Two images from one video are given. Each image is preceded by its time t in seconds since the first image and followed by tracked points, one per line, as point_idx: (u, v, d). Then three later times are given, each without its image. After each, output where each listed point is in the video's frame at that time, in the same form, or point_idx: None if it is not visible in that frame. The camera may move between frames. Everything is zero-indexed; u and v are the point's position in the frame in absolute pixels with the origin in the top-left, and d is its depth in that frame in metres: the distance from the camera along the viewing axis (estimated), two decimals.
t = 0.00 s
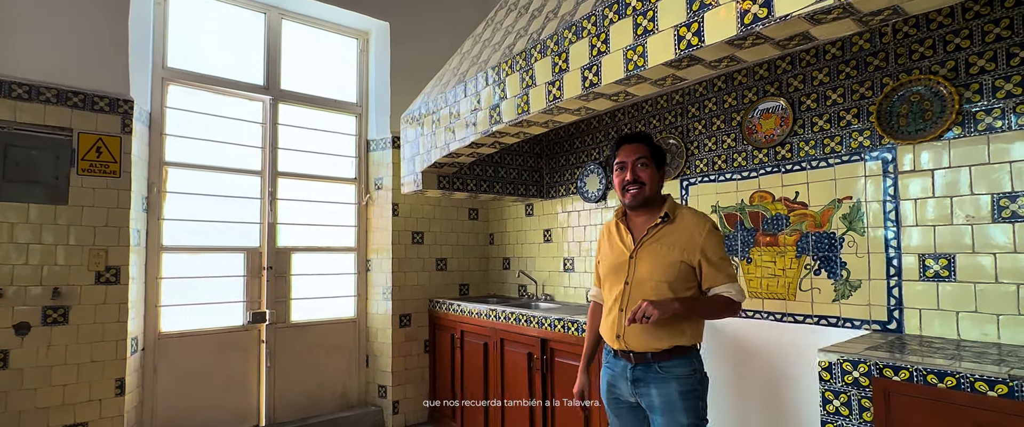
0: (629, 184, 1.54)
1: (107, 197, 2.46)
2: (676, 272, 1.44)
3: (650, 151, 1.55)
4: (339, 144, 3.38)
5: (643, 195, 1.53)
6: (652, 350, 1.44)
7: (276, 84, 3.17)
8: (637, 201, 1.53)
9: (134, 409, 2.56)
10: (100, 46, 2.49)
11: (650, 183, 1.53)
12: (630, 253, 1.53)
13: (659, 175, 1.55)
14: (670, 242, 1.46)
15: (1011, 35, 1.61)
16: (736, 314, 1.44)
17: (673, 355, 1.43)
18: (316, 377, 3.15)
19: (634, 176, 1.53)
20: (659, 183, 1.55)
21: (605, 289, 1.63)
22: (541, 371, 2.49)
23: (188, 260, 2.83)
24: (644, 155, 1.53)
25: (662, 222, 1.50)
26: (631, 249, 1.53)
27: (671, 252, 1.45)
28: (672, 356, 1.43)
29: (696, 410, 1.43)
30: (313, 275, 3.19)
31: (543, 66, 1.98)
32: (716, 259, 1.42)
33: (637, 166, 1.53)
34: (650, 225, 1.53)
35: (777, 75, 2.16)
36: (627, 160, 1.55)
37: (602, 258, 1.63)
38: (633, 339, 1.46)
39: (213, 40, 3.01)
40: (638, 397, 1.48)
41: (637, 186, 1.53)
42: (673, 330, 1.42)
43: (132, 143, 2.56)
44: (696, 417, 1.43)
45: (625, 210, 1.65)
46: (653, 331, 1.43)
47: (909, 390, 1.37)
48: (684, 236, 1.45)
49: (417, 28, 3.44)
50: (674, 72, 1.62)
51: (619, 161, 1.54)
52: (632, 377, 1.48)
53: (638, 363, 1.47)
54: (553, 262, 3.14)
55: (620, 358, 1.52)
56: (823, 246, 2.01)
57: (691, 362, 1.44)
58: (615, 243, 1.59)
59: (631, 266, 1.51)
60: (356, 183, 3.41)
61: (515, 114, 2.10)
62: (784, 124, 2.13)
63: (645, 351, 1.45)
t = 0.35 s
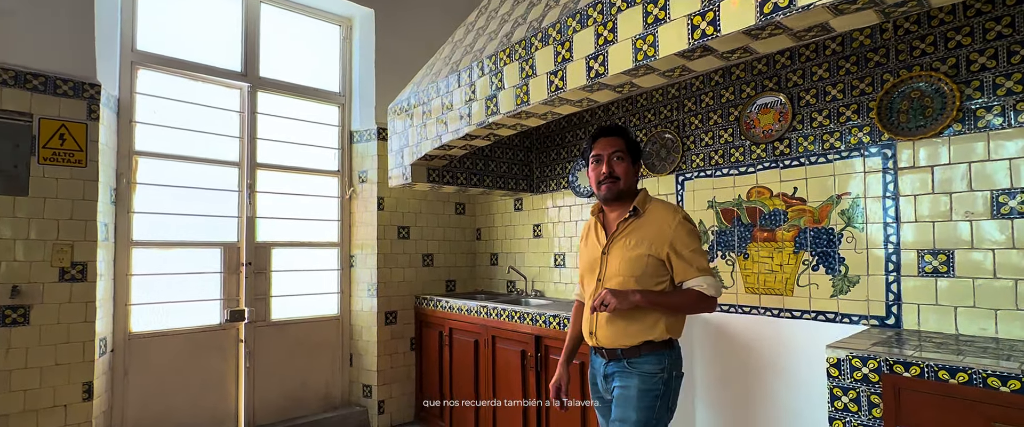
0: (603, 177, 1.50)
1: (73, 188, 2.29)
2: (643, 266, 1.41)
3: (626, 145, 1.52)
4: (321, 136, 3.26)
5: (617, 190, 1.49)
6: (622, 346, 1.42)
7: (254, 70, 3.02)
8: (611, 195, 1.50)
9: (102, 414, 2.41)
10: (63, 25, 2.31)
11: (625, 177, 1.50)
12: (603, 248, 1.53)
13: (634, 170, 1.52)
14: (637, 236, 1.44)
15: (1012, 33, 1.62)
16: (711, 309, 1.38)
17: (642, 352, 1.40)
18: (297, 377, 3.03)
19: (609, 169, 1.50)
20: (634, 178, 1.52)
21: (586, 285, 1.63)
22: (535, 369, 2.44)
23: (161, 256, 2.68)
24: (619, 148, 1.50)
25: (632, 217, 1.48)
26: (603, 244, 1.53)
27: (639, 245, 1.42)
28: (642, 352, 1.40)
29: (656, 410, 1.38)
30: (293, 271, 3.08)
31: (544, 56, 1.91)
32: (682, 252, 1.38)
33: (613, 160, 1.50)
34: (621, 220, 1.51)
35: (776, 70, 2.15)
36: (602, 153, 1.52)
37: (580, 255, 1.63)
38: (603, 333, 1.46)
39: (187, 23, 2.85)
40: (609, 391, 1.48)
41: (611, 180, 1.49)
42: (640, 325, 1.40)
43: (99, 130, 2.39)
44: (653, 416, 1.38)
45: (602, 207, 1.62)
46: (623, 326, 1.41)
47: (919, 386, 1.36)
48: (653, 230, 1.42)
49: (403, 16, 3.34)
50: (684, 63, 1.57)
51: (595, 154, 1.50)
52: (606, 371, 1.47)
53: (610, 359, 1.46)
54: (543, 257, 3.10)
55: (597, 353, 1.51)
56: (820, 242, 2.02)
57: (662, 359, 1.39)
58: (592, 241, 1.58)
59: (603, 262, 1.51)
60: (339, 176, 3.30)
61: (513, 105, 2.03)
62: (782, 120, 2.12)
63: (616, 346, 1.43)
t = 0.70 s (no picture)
0: (567, 171, 1.46)
1: (45, 180, 2.17)
2: (596, 268, 1.36)
3: (593, 139, 1.47)
4: (307, 128, 3.17)
5: (579, 185, 1.45)
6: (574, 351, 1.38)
7: (238, 59, 2.91)
8: (574, 189, 1.45)
9: (78, 417, 2.30)
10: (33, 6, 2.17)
11: (589, 173, 1.45)
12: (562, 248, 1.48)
13: (599, 166, 1.48)
14: (592, 236, 1.39)
15: (1010, 31, 1.64)
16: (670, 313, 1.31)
17: (592, 358, 1.35)
18: (283, 376, 2.96)
19: (574, 162, 1.45)
20: (599, 174, 1.47)
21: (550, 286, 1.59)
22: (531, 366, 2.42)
23: (139, 251, 2.57)
24: (586, 142, 1.46)
25: (589, 215, 1.43)
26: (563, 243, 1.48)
27: (594, 246, 1.37)
28: (591, 358, 1.35)
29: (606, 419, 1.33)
30: (278, 267, 2.99)
31: (547, 47, 1.87)
32: (637, 254, 1.32)
33: (578, 153, 1.46)
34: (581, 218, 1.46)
35: (774, 65, 2.16)
36: (569, 146, 1.47)
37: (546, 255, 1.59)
38: (557, 336, 1.42)
39: (167, 7, 2.73)
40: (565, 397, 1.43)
41: (575, 174, 1.45)
42: (591, 328, 1.35)
43: (72, 119, 2.26)
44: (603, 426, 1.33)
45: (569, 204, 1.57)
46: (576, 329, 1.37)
47: (925, 380, 1.37)
48: (608, 229, 1.36)
49: (392, 6, 3.27)
50: (693, 56, 1.55)
51: (560, 146, 1.46)
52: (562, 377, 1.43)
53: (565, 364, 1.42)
54: (535, 253, 3.07)
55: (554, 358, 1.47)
56: (818, 237, 2.03)
57: (611, 367, 1.33)
58: (556, 241, 1.54)
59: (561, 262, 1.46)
60: (326, 169, 3.22)
61: (513, 97, 1.99)
62: (781, 115, 2.13)
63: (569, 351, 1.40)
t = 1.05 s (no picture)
0: (530, 160, 1.35)
1: (33, 175, 2.08)
2: (559, 261, 1.25)
3: (559, 127, 1.37)
4: (302, 122, 3.11)
5: (543, 175, 1.35)
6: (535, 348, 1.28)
7: (231, 51, 2.84)
8: (538, 180, 1.35)
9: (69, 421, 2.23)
10: None
11: (554, 163, 1.35)
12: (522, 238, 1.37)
13: (565, 157, 1.38)
14: (556, 226, 1.28)
15: (1014, 34, 1.67)
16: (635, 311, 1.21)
17: (555, 354, 1.26)
18: (279, 376, 2.92)
19: (538, 151, 1.35)
20: (564, 165, 1.37)
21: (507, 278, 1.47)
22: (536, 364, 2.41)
23: (131, 249, 2.50)
24: (552, 129, 1.35)
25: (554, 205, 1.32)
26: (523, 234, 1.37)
27: (555, 237, 1.26)
28: (554, 354, 1.26)
29: (571, 419, 1.25)
30: (273, 265, 2.94)
31: (558, 43, 1.86)
32: (603, 246, 1.22)
33: (544, 142, 1.35)
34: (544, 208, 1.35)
35: (779, 65, 2.17)
36: (534, 133, 1.36)
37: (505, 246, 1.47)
38: (516, 333, 1.31)
39: None
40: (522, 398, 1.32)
41: (539, 164, 1.34)
42: (553, 324, 1.25)
43: (61, 111, 2.18)
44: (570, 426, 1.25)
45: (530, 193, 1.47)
46: (536, 325, 1.27)
47: (938, 376, 1.40)
48: (573, 220, 1.26)
49: None
50: (710, 54, 1.55)
51: (525, 132, 1.35)
52: (518, 376, 1.33)
53: (525, 362, 1.32)
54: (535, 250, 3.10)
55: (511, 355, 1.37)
56: (822, 235, 2.06)
57: (575, 362, 1.25)
58: (516, 230, 1.43)
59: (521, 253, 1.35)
60: (321, 165, 3.16)
61: (522, 94, 1.97)
62: (785, 115, 2.15)
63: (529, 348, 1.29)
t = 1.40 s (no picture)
0: (494, 159, 1.32)
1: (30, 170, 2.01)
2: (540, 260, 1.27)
3: (521, 126, 1.36)
4: (303, 118, 3.06)
5: (508, 174, 1.32)
6: (518, 351, 1.27)
7: (231, 44, 2.77)
8: (500, 180, 1.33)
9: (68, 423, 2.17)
10: None
11: (517, 163, 1.33)
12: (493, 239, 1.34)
13: (527, 157, 1.36)
14: (535, 226, 1.29)
15: None
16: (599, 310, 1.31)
17: (541, 355, 1.27)
18: (280, 376, 2.88)
19: (501, 151, 1.32)
20: (526, 164, 1.35)
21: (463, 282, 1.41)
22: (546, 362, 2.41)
23: (130, 247, 2.44)
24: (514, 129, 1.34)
25: (528, 205, 1.32)
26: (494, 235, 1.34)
27: (537, 237, 1.28)
28: (539, 356, 1.27)
29: (560, 417, 1.27)
30: (274, 263, 2.89)
31: (575, 40, 1.85)
32: (580, 248, 1.29)
33: (506, 141, 1.33)
34: (515, 208, 1.34)
35: (789, 64, 2.19)
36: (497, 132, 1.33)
37: (460, 246, 1.41)
38: (497, 337, 1.27)
39: None
40: (498, 404, 1.30)
41: (503, 163, 1.32)
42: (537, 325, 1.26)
43: (59, 105, 2.10)
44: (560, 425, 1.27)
45: (486, 192, 1.45)
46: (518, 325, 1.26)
47: (956, 372, 1.42)
48: (553, 221, 1.29)
49: None
50: (732, 53, 1.55)
51: (487, 132, 1.32)
52: (495, 382, 1.29)
53: (504, 366, 1.29)
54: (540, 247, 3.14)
55: (480, 363, 1.32)
56: (832, 233, 2.08)
57: (556, 362, 1.29)
58: (476, 229, 1.38)
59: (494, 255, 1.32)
60: (322, 161, 3.12)
61: (537, 90, 1.96)
62: (795, 113, 2.16)
63: (512, 351, 1.27)
